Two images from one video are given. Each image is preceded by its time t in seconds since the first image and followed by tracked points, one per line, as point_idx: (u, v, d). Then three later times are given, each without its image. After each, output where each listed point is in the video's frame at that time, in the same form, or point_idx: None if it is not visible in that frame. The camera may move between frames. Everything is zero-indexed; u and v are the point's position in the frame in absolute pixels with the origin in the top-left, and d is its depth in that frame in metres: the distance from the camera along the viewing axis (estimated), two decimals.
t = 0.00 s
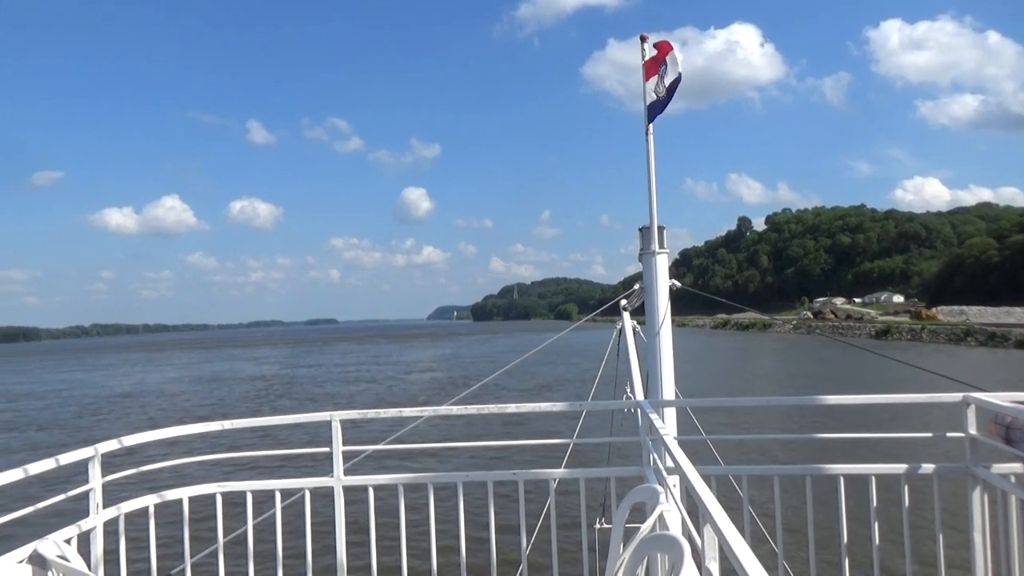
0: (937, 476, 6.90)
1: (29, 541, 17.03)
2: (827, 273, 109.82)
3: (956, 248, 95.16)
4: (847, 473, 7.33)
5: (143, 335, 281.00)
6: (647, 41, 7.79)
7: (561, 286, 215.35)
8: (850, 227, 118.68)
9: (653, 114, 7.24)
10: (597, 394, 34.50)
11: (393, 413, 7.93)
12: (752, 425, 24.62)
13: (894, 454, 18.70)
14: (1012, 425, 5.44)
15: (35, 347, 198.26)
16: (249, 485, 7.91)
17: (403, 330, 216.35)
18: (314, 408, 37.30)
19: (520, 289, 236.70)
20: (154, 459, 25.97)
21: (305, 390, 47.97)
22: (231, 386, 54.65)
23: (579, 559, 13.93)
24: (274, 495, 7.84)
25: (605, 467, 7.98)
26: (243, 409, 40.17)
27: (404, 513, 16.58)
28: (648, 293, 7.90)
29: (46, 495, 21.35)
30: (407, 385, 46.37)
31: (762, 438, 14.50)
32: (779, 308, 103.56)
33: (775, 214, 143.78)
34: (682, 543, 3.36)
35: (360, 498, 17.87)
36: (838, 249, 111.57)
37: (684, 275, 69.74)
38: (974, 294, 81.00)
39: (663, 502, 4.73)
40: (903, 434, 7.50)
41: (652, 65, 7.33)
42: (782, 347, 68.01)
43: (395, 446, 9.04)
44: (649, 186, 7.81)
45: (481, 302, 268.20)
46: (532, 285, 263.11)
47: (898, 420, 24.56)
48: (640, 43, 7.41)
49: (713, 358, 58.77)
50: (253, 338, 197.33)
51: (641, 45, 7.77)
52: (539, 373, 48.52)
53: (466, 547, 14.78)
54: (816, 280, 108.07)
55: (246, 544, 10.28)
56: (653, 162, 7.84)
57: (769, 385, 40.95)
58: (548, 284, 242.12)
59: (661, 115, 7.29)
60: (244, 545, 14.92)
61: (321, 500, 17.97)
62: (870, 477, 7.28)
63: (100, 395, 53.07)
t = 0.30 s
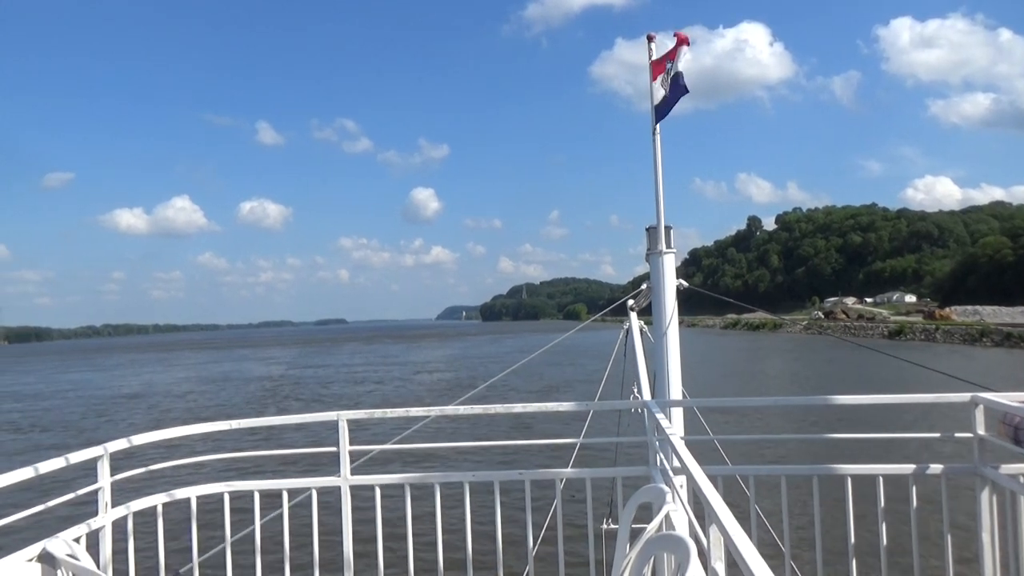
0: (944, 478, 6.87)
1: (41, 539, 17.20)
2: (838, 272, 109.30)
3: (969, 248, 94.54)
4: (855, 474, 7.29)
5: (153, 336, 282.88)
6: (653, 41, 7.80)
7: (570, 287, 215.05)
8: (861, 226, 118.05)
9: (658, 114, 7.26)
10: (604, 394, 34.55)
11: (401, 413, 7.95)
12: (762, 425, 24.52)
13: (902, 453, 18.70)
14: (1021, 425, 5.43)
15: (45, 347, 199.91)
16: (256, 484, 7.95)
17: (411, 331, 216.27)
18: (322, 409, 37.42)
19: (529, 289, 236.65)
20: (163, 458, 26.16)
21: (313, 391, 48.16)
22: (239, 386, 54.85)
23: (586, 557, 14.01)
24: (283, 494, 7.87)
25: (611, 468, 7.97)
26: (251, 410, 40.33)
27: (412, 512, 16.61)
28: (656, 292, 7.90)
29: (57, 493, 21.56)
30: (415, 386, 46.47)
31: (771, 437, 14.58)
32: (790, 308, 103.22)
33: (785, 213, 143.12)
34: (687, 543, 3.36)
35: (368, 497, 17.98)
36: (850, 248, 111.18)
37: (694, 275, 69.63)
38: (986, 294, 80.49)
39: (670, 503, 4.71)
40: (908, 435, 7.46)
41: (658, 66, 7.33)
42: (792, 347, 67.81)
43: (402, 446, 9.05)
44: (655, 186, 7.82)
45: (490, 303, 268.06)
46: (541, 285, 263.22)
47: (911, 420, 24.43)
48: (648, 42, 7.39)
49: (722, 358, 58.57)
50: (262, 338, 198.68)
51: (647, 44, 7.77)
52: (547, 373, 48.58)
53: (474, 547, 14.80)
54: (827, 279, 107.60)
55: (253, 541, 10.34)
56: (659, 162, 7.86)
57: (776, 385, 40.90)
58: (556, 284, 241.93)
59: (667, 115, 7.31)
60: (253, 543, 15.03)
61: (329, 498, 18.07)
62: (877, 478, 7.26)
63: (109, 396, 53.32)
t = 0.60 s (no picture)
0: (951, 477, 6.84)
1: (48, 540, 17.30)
2: (846, 272, 108.88)
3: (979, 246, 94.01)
4: (862, 474, 7.24)
5: (161, 337, 284.13)
6: (658, 41, 7.79)
7: (577, 287, 214.68)
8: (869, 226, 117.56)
9: (663, 115, 7.25)
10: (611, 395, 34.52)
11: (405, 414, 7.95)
12: (770, 426, 24.42)
13: (910, 453, 18.65)
14: None
15: (53, 349, 201.13)
16: (261, 485, 7.96)
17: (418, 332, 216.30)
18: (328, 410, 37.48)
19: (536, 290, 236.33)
20: (170, 459, 26.26)
21: (319, 393, 48.25)
22: (246, 388, 54.96)
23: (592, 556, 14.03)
24: (288, 495, 7.88)
25: (617, 468, 7.94)
26: (258, 412, 40.43)
27: (418, 512, 16.59)
28: (661, 292, 7.88)
29: (64, 495, 21.68)
30: (420, 387, 46.54)
31: (778, 437, 14.57)
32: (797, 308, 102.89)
33: (793, 213, 142.66)
34: (693, 544, 3.35)
35: (373, 499, 18.04)
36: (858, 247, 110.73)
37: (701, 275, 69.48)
38: (997, 292, 80.04)
39: (677, 504, 4.69)
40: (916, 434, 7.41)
41: (663, 66, 7.32)
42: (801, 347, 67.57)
43: (407, 446, 9.05)
44: (660, 186, 7.81)
45: (496, 303, 267.89)
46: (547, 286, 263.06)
47: (920, 420, 24.32)
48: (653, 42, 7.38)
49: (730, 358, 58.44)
50: (269, 340, 198.75)
51: (652, 44, 7.75)
52: (553, 373, 48.54)
53: (480, 549, 14.81)
54: (835, 279, 107.27)
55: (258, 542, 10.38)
56: (664, 162, 7.85)
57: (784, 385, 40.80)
58: (563, 284, 241.60)
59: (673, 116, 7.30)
60: (259, 544, 15.10)
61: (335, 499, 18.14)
62: (884, 478, 7.21)
63: (116, 398, 53.48)
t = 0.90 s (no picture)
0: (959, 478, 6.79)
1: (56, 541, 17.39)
2: (854, 271, 108.39)
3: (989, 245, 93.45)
4: (869, 475, 7.20)
5: (166, 339, 284.58)
6: (662, 40, 7.78)
7: (584, 287, 214.30)
8: (878, 225, 116.99)
9: (668, 115, 7.24)
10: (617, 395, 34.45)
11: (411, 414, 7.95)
12: (779, 426, 24.27)
13: (919, 454, 18.54)
14: None
15: (58, 352, 201.69)
16: (267, 486, 7.97)
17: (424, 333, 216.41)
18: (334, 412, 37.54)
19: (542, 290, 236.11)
20: (176, 461, 26.34)
21: (326, 394, 48.32)
22: (252, 390, 55.06)
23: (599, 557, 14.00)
24: (293, 496, 7.89)
25: (622, 469, 7.93)
26: (263, 414, 40.51)
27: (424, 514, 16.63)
28: (666, 292, 7.87)
29: (70, 497, 21.77)
30: (426, 389, 46.56)
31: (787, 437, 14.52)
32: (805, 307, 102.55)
33: (800, 212, 142.17)
34: (700, 544, 3.35)
35: (378, 499, 18.07)
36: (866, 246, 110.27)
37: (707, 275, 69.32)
38: (1006, 291, 79.56)
39: (684, 506, 4.66)
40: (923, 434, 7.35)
41: (667, 66, 7.32)
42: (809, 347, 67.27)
43: (412, 446, 9.05)
44: (665, 186, 7.79)
45: (503, 304, 267.75)
46: (552, 287, 262.94)
47: (930, 420, 24.13)
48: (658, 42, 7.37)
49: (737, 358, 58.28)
50: (275, 341, 198.87)
51: (656, 43, 7.74)
52: (559, 374, 48.51)
53: (486, 550, 14.79)
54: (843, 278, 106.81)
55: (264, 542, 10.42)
56: (668, 162, 7.83)
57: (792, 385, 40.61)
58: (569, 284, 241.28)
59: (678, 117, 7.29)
60: (264, 544, 15.15)
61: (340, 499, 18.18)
62: (892, 479, 7.16)
63: (123, 400, 53.66)
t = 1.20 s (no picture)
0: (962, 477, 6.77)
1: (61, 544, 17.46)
2: (860, 270, 108.04)
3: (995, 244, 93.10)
4: (873, 474, 7.16)
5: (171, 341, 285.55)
6: (664, 41, 7.80)
7: (588, 288, 214.07)
8: (883, 223, 116.59)
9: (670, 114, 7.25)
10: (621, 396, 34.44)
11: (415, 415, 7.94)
12: (786, 427, 24.19)
13: (926, 454, 18.49)
14: None
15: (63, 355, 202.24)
16: (271, 488, 7.97)
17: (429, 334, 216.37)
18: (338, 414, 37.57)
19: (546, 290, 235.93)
20: (180, 463, 26.42)
21: (330, 396, 48.38)
22: (256, 392, 55.14)
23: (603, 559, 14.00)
24: (297, 496, 7.89)
25: (625, 469, 7.93)
26: (267, 417, 40.57)
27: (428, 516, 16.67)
28: (669, 292, 7.85)
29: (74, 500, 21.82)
30: (430, 390, 46.56)
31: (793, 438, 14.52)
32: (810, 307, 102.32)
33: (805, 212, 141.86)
34: (703, 544, 3.34)
35: (382, 502, 18.11)
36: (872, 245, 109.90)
37: (712, 275, 69.22)
38: (1013, 290, 79.26)
39: (687, 505, 4.64)
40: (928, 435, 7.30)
41: (669, 67, 7.34)
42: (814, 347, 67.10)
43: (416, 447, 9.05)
44: (668, 186, 7.78)
45: (507, 305, 267.61)
46: (556, 288, 262.31)
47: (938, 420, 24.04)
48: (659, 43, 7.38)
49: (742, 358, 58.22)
50: (279, 342, 199.10)
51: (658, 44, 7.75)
52: (563, 375, 48.49)
53: (490, 553, 14.76)
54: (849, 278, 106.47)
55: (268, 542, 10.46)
56: (671, 162, 7.82)
57: (799, 386, 40.50)
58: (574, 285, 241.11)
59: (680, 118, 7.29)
60: (268, 548, 15.18)
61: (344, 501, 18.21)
62: (896, 478, 7.12)
63: (128, 403, 53.76)
